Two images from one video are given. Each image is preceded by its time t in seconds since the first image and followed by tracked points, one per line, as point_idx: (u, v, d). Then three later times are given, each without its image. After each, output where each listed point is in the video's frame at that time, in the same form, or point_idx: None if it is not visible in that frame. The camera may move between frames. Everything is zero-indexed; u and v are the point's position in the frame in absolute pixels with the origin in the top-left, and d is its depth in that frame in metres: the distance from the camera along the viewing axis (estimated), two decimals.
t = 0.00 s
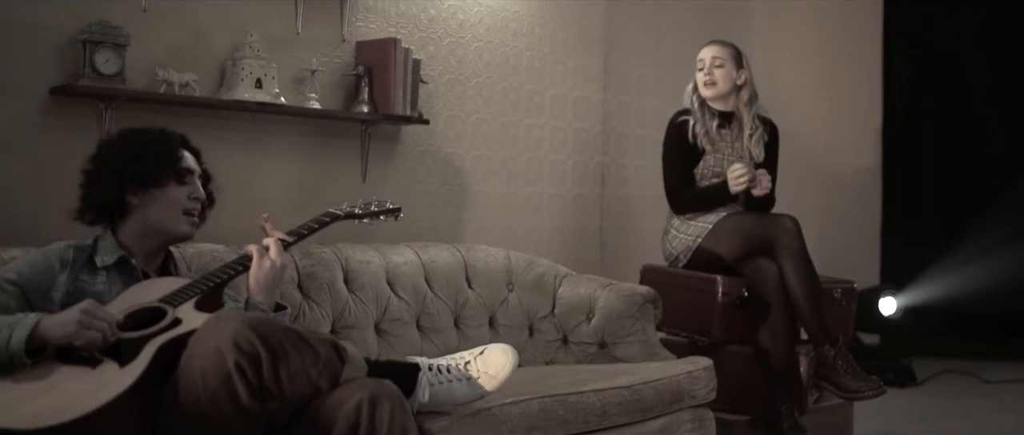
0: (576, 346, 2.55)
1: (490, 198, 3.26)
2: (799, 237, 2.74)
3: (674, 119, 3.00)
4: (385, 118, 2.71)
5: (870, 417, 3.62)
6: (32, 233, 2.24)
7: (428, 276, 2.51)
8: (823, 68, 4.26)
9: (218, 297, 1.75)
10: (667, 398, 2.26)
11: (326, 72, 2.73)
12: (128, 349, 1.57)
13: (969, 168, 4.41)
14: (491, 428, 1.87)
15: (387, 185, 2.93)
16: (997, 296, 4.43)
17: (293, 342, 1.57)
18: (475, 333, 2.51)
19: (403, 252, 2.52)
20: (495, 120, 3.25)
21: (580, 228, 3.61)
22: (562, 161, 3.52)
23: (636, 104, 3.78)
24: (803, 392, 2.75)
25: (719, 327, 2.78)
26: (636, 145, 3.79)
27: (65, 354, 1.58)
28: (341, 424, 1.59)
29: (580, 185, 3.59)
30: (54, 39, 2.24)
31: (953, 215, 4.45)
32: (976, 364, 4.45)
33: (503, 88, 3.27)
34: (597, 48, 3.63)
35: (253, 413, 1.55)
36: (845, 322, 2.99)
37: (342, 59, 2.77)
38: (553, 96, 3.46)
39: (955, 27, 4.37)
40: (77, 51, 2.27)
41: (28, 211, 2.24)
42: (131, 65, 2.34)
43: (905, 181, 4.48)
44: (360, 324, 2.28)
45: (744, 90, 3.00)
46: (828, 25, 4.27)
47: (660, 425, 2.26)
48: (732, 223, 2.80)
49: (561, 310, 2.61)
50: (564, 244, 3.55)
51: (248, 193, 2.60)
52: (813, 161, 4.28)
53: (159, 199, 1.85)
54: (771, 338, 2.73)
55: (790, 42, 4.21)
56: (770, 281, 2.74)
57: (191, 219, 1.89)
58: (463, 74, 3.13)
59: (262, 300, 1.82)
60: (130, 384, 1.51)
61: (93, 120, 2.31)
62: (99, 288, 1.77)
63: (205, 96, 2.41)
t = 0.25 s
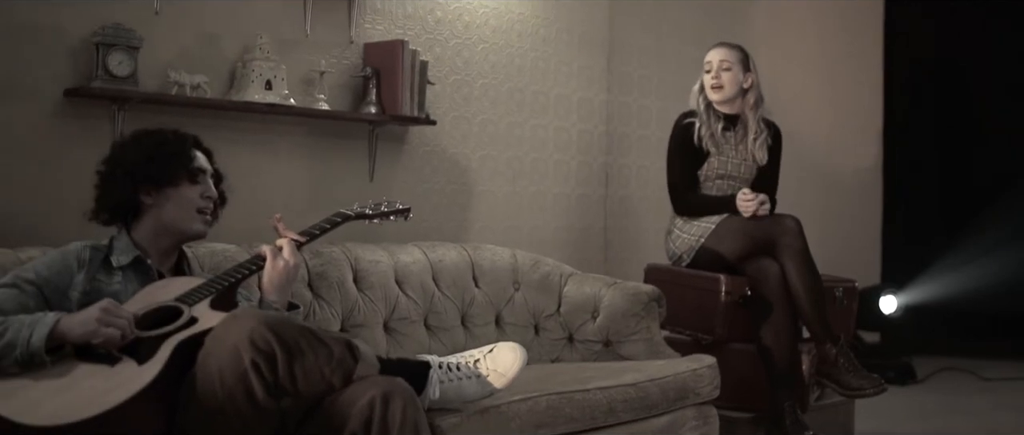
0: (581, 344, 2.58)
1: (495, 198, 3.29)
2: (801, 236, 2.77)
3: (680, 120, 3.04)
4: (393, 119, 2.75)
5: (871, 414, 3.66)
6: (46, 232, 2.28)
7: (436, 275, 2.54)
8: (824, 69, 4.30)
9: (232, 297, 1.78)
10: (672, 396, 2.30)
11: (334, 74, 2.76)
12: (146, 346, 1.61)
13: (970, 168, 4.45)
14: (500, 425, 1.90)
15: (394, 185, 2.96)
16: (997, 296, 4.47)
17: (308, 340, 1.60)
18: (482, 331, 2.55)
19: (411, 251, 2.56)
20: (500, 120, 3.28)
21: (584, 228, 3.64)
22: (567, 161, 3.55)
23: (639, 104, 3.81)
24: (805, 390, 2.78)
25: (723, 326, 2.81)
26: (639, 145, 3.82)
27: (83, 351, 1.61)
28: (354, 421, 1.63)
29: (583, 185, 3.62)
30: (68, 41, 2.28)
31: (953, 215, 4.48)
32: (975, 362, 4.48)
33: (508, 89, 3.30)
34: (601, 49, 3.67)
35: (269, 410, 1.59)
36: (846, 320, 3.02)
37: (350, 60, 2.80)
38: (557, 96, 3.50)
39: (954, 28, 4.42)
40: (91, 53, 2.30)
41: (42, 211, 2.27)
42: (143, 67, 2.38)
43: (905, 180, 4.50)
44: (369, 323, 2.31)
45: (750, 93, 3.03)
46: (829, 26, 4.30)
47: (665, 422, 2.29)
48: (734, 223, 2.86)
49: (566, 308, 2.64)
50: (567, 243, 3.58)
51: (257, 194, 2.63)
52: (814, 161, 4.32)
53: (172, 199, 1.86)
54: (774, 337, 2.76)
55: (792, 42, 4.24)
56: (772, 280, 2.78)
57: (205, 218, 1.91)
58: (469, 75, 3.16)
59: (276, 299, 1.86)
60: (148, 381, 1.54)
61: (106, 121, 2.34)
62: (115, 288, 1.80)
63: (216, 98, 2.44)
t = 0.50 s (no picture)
0: (582, 342, 2.62)
1: (496, 198, 3.32)
2: (799, 237, 2.79)
3: (682, 121, 3.08)
4: (396, 120, 2.79)
5: (868, 412, 3.70)
6: (55, 233, 2.31)
7: (438, 274, 2.58)
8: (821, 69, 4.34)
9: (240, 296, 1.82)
10: (672, 393, 2.33)
11: (337, 76, 2.80)
12: (157, 345, 1.64)
13: (969, 167, 4.47)
14: (503, 422, 1.94)
15: (396, 185, 2.99)
16: (995, 294, 4.50)
17: (317, 339, 1.63)
18: (484, 330, 2.58)
19: (414, 251, 2.59)
20: (501, 121, 3.31)
21: (584, 228, 3.67)
22: (567, 161, 3.59)
23: (638, 105, 3.85)
24: (802, 388, 2.83)
25: (722, 325, 2.86)
26: (638, 145, 3.86)
27: (96, 350, 1.64)
28: (360, 418, 1.66)
29: (583, 185, 3.66)
30: (76, 44, 2.31)
31: (952, 214, 4.52)
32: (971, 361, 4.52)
33: (509, 90, 3.34)
34: (600, 50, 3.70)
35: (278, 407, 1.62)
36: (844, 319, 3.06)
37: (353, 62, 2.84)
38: (557, 97, 3.53)
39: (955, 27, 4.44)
40: (98, 56, 2.34)
41: (51, 211, 2.30)
42: (150, 70, 2.41)
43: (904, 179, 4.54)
44: (373, 321, 2.35)
45: (751, 95, 3.05)
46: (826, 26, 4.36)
47: (665, 420, 2.33)
48: (733, 223, 2.89)
49: (567, 307, 2.67)
50: (567, 243, 3.62)
51: (261, 195, 2.66)
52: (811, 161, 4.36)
53: (180, 200, 1.89)
54: (772, 335, 2.80)
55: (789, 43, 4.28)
56: (771, 280, 2.81)
57: (212, 218, 1.93)
58: (470, 76, 3.20)
59: (283, 297, 1.90)
60: (159, 379, 1.57)
61: (113, 123, 2.38)
62: (125, 287, 1.83)
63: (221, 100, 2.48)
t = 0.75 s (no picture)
0: (581, 339, 2.65)
1: (496, 198, 3.35)
2: (796, 235, 2.82)
3: (682, 120, 3.11)
4: (396, 120, 2.82)
5: (864, 409, 3.73)
6: (60, 230, 2.34)
7: (439, 272, 2.61)
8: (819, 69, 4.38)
9: (245, 293, 1.85)
10: (670, 389, 2.36)
11: (339, 76, 2.83)
12: (164, 341, 1.66)
13: (967, 166, 4.51)
14: (503, 417, 1.97)
15: (397, 184, 3.03)
16: (992, 292, 4.54)
17: (320, 334, 1.66)
18: (484, 327, 2.61)
19: (415, 249, 2.62)
20: (500, 120, 3.35)
21: (583, 227, 3.71)
22: (566, 160, 3.62)
23: (636, 105, 3.88)
24: (799, 384, 2.85)
25: (719, 323, 2.89)
26: (636, 145, 3.89)
27: (103, 345, 1.67)
28: (364, 412, 1.68)
29: (582, 185, 3.69)
30: (82, 45, 2.34)
31: (950, 213, 4.55)
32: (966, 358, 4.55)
33: (508, 90, 3.37)
34: (598, 50, 3.73)
35: (283, 401, 1.64)
36: (840, 317, 3.09)
37: (355, 63, 2.87)
38: (557, 97, 3.56)
39: (956, 28, 4.47)
40: (103, 57, 2.37)
41: (56, 210, 2.33)
42: (154, 70, 2.44)
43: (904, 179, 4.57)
44: (374, 318, 2.38)
45: (753, 96, 3.07)
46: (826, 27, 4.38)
47: (663, 415, 2.36)
48: (732, 222, 2.91)
49: (566, 305, 2.71)
50: (566, 242, 3.65)
51: (265, 193, 2.69)
52: (808, 160, 4.39)
53: (185, 199, 1.92)
54: (769, 332, 2.83)
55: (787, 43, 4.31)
56: (767, 278, 2.83)
57: (217, 216, 1.96)
58: (469, 76, 3.23)
59: (286, 294, 1.92)
60: (166, 373, 1.60)
61: (118, 122, 2.41)
62: (132, 284, 1.86)
63: (225, 100, 2.51)
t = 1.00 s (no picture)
0: (580, 338, 2.68)
1: (496, 198, 3.38)
2: (793, 235, 2.85)
3: (682, 121, 3.14)
4: (397, 121, 2.85)
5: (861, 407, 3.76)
6: (65, 230, 2.37)
7: (439, 272, 2.63)
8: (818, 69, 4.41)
9: (249, 291, 1.88)
10: (668, 386, 2.39)
11: (341, 77, 2.86)
12: (170, 338, 1.69)
13: (966, 166, 4.54)
14: (504, 414, 1.99)
15: (398, 184, 3.05)
16: (990, 292, 4.56)
17: (324, 333, 1.69)
18: (484, 326, 2.64)
19: (416, 249, 2.65)
20: (500, 121, 3.37)
21: (582, 226, 3.73)
22: (565, 161, 3.65)
23: (635, 106, 3.91)
24: (796, 383, 2.85)
25: (717, 322, 2.91)
26: (635, 145, 3.91)
27: (110, 343, 1.70)
28: (366, 409, 1.72)
29: (581, 185, 3.72)
30: (87, 47, 2.36)
31: (948, 213, 4.59)
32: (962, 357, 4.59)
33: (508, 91, 3.40)
34: (596, 51, 3.76)
35: (287, 398, 1.66)
36: (836, 317, 3.12)
37: (356, 64, 2.90)
38: (556, 98, 3.59)
39: (958, 28, 4.49)
40: (108, 58, 2.39)
41: (61, 210, 2.36)
42: (158, 71, 2.46)
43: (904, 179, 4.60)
44: (376, 317, 2.41)
45: (754, 98, 3.10)
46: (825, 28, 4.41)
47: (661, 413, 2.39)
48: (729, 222, 2.94)
49: (565, 304, 2.73)
50: (565, 242, 3.68)
51: (268, 193, 2.72)
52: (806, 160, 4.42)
53: (190, 199, 1.95)
54: (766, 330, 2.86)
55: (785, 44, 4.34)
56: (765, 277, 2.85)
57: (221, 216, 1.99)
58: (469, 77, 3.25)
59: (289, 293, 1.95)
60: (173, 370, 1.62)
61: (122, 123, 2.43)
62: (138, 283, 1.89)
63: (228, 101, 2.54)
